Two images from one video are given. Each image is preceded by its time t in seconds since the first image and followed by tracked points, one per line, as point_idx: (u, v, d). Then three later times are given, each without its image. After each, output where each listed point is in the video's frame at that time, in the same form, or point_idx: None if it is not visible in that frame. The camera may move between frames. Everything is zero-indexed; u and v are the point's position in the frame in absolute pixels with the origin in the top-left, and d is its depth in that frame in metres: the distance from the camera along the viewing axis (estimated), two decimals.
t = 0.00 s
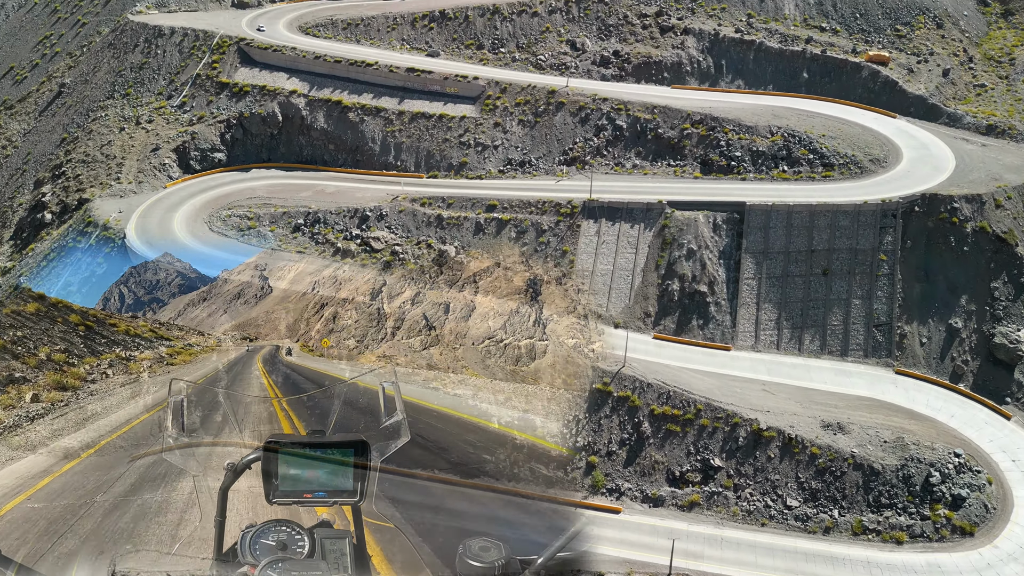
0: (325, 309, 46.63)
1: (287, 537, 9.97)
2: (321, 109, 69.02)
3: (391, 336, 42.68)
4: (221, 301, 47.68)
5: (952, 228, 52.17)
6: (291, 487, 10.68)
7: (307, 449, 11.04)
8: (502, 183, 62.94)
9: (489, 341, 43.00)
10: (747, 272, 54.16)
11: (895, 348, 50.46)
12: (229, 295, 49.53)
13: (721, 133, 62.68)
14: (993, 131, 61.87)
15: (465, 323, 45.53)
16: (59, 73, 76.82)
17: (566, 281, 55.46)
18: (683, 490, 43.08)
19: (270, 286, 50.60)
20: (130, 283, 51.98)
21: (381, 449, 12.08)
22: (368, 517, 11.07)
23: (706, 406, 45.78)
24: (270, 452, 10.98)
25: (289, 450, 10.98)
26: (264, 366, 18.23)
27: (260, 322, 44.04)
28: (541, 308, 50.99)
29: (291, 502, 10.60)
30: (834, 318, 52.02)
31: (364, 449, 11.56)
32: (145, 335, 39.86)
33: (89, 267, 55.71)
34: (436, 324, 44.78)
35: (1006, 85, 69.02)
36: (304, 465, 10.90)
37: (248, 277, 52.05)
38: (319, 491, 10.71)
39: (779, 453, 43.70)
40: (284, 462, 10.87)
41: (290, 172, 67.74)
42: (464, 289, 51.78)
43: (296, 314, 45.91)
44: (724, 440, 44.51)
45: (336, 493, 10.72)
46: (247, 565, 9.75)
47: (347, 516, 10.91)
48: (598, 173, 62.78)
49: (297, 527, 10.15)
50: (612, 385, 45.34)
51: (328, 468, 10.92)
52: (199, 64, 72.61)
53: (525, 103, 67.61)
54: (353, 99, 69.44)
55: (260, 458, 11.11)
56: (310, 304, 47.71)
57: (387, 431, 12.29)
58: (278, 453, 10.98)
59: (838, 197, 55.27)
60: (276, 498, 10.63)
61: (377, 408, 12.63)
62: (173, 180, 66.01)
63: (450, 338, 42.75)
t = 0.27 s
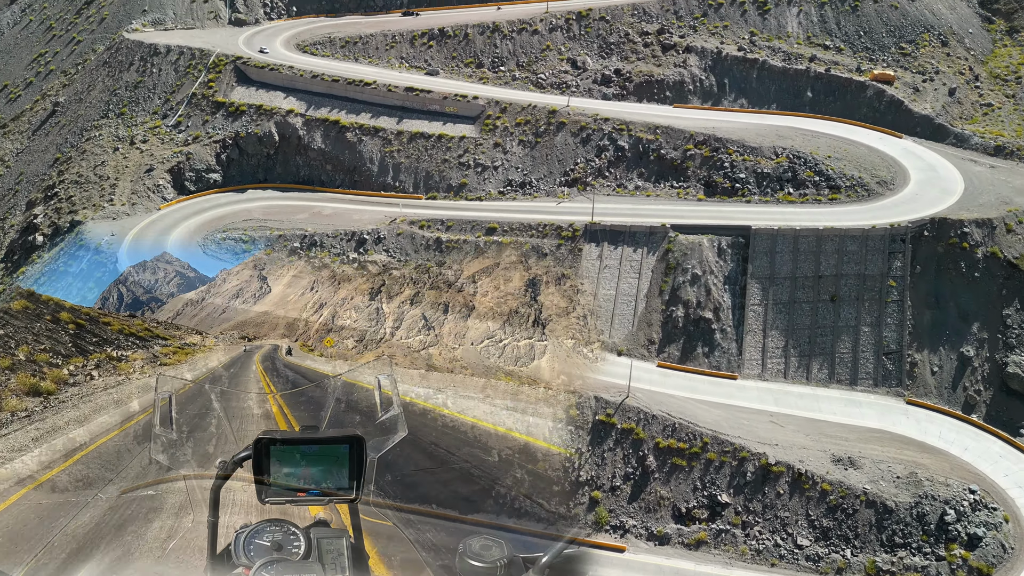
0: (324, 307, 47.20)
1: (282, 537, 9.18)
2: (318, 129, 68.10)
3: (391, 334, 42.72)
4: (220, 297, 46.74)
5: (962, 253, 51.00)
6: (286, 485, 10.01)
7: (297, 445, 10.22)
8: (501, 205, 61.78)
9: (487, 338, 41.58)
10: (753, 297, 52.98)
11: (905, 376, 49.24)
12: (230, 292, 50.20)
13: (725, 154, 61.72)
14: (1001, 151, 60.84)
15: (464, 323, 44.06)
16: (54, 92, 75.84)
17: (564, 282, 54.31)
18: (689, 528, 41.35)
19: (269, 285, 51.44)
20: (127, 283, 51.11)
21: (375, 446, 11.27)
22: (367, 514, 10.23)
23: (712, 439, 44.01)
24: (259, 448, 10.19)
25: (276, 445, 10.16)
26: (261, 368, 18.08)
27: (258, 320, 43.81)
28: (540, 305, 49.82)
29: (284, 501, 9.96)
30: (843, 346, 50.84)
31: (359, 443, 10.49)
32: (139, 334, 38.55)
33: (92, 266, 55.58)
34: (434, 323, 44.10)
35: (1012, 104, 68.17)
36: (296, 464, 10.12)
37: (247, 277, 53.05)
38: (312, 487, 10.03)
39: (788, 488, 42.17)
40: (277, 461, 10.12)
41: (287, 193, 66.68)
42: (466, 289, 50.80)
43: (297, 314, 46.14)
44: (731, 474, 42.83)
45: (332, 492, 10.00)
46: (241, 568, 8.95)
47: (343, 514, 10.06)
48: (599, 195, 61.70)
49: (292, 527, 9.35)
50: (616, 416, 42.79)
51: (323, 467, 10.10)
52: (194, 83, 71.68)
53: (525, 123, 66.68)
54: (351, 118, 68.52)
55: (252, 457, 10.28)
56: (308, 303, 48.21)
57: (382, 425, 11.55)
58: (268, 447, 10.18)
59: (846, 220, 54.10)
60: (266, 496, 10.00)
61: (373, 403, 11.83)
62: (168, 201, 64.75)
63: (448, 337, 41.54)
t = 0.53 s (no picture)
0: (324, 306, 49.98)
1: (283, 542, 10.46)
2: (316, 148, 67.07)
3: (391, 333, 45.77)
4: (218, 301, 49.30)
5: (973, 278, 49.77)
6: (285, 489, 10.56)
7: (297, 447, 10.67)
8: (500, 226, 60.60)
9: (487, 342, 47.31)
10: (760, 324, 51.73)
11: (917, 406, 47.94)
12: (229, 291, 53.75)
13: (729, 176, 60.74)
14: (1010, 172, 59.76)
15: (464, 324, 48.72)
16: (48, 110, 74.77)
17: (565, 282, 55.15)
18: (697, 567, 37.21)
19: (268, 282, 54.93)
20: (127, 283, 53.31)
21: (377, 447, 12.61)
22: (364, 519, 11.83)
23: (720, 473, 41.47)
24: (261, 451, 10.61)
25: (278, 450, 10.61)
26: (260, 370, 18.83)
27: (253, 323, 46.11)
28: (540, 309, 52.35)
29: (284, 504, 10.51)
30: (852, 374, 49.55)
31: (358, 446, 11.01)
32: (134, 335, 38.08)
33: (96, 258, 57.26)
34: (434, 323, 48.26)
35: (1020, 123, 67.25)
36: (297, 467, 10.62)
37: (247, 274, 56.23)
38: (313, 492, 10.66)
39: (800, 526, 39.89)
40: (276, 464, 10.60)
41: (283, 214, 65.72)
42: (461, 290, 53.34)
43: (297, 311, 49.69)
44: (740, 511, 40.01)
45: (332, 496, 10.64)
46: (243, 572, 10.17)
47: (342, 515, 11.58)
48: (601, 216, 60.52)
49: (292, 531, 10.65)
50: (619, 449, 37.73)
51: (323, 470, 10.65)
52: (190, 102, 70.83)
53: (525, 142, 65.69)
54: (348, 138, 67.53)
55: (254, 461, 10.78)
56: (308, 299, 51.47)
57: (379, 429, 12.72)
58: (268, 450, 10.64)
59: (854, 245, 52.93)
60: (268, 502, 10.54)
61: (373, 406, 13.04)
62: (161, 223, 63.23)
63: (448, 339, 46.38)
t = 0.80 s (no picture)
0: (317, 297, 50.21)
1: (273, 548, 8.97)
2: (313, 168, 66.03)
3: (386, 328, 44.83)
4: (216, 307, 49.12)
5: (985, 304, 48.65)
6: (274, 500, 9.14)
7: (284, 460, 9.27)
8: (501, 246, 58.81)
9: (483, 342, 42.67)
10: (766, 351, 50.57)
11: (929, 437, 46.72)
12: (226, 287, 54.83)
13: (734, 197, 59.82)
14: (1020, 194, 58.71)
15: (459, 326, 44.34)
16: (41, 128, 73.68)
17: (561, 284, 51.38)
18: None
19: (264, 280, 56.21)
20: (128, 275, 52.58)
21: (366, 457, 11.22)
22: (353, 529, 10.07)
23: (728, 508, 39.26)
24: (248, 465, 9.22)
25: (262, 463, 9.21)
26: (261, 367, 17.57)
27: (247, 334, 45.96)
28: (535, 312, 45.89)
29: (273, 515, 9.10)
30: (862, 404, 48.40)
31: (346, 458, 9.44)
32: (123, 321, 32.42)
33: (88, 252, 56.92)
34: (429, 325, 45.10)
35: None
36: (284, 478, 9.20)
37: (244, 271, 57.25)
38: (300, 503, 9.12)
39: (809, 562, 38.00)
40: (265, 475, 9.18)
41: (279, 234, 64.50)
42: (457, 290, 49.69)
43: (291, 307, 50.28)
44: (748, 549, 37.93)
45: (319, 508, 9.06)
46: None
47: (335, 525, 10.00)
48: (603, 238, 59.08)
49: (282, 537, 9.19)
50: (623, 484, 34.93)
51: (313, 478, 9.16)
52: (186, 120, 69.99)
53: (525, 162, 64.72)
54: (346, 157, 66.43)
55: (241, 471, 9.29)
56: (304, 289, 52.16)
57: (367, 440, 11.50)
58: (254, 463, 9.23)
59: (862, 269, 51.73)
60: (257, 513, 9.17)
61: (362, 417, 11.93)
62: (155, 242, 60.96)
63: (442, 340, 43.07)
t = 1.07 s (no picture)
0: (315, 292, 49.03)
1: (266, 523, 9.32)
2: (310, 188, 64.91)
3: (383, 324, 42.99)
4: (214, 292, 44.79)
5: (998, 331, 47.57)
6: (264, 474, 9.16)
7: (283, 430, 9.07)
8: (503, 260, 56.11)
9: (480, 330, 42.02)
10: (774, 380, 49.21)
11: (942, 468, 45.75)
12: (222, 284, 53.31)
13: (738, 219, 58.96)
14: None
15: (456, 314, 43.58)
16: (35, 146, 72.71)
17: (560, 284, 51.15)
18: None
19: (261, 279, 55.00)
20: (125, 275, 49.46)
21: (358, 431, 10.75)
22: (346, 505, 10.05)
23: (737, 546, 37.97)
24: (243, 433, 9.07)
25: (264, 432, 9.05)
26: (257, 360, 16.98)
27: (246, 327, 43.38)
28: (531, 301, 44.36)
29: (266, 487, 9.18)
30: (872, 434, 47.22)
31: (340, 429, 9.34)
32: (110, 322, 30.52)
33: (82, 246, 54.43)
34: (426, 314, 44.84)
35: None
36: (277, 456, 9.15)
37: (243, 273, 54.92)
38: (292, 474, 9.24)
39: None
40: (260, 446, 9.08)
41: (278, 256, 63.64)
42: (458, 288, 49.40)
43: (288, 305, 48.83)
44: None
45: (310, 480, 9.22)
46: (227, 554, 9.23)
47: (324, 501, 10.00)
48: (606, 259, 56.98)
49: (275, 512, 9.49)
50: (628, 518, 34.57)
51: (307, 452, 9.19)
52: (182, 139, 69.09)
53: (526, 183, 63.68)
54: (344, 177, 65.38)
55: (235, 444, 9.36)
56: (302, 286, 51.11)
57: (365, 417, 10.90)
58: (254, 433, 9.06)
59: (871, 294, 50.48)
60: (252, 483, 9.23)
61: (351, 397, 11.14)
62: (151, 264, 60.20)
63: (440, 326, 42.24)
